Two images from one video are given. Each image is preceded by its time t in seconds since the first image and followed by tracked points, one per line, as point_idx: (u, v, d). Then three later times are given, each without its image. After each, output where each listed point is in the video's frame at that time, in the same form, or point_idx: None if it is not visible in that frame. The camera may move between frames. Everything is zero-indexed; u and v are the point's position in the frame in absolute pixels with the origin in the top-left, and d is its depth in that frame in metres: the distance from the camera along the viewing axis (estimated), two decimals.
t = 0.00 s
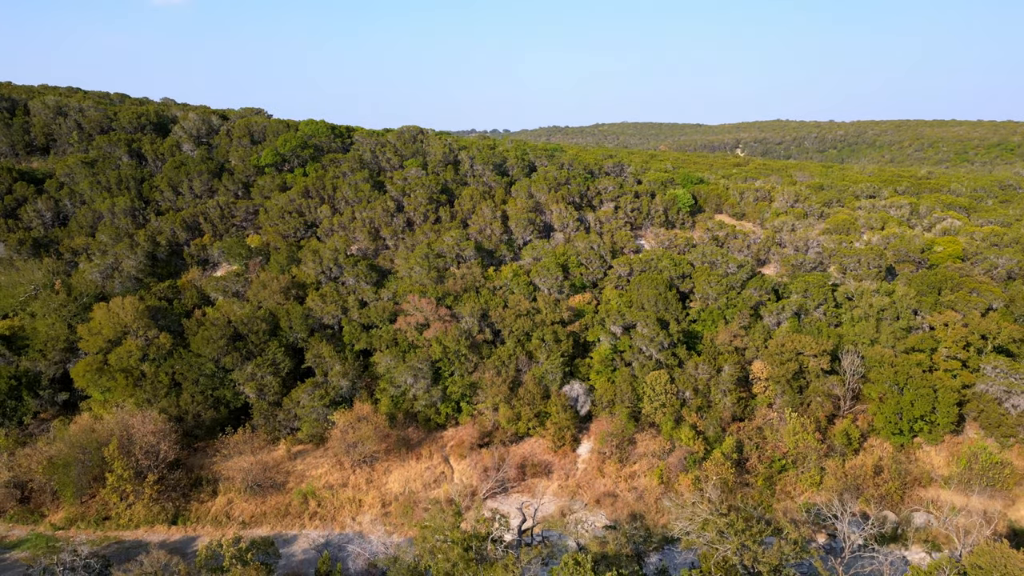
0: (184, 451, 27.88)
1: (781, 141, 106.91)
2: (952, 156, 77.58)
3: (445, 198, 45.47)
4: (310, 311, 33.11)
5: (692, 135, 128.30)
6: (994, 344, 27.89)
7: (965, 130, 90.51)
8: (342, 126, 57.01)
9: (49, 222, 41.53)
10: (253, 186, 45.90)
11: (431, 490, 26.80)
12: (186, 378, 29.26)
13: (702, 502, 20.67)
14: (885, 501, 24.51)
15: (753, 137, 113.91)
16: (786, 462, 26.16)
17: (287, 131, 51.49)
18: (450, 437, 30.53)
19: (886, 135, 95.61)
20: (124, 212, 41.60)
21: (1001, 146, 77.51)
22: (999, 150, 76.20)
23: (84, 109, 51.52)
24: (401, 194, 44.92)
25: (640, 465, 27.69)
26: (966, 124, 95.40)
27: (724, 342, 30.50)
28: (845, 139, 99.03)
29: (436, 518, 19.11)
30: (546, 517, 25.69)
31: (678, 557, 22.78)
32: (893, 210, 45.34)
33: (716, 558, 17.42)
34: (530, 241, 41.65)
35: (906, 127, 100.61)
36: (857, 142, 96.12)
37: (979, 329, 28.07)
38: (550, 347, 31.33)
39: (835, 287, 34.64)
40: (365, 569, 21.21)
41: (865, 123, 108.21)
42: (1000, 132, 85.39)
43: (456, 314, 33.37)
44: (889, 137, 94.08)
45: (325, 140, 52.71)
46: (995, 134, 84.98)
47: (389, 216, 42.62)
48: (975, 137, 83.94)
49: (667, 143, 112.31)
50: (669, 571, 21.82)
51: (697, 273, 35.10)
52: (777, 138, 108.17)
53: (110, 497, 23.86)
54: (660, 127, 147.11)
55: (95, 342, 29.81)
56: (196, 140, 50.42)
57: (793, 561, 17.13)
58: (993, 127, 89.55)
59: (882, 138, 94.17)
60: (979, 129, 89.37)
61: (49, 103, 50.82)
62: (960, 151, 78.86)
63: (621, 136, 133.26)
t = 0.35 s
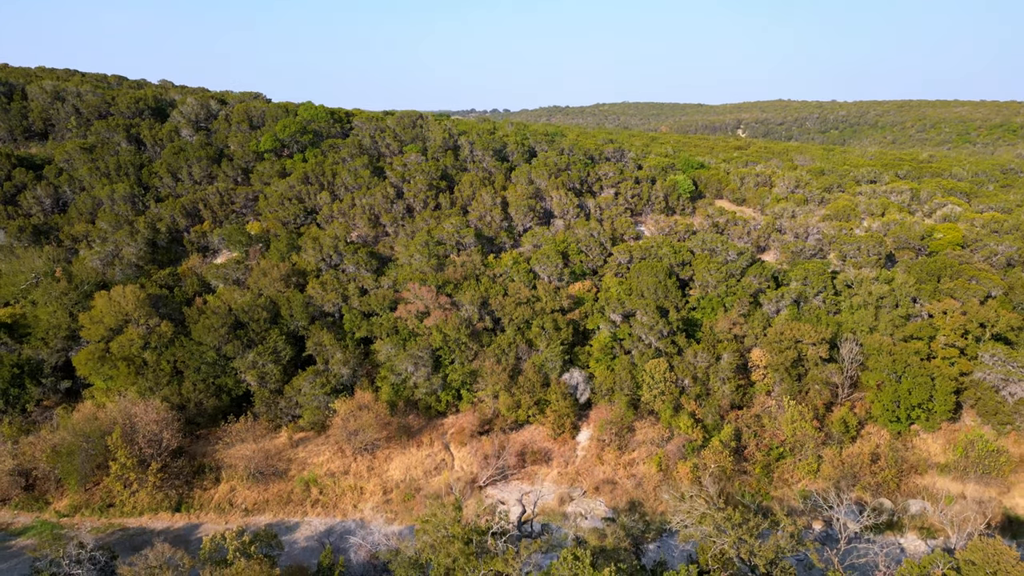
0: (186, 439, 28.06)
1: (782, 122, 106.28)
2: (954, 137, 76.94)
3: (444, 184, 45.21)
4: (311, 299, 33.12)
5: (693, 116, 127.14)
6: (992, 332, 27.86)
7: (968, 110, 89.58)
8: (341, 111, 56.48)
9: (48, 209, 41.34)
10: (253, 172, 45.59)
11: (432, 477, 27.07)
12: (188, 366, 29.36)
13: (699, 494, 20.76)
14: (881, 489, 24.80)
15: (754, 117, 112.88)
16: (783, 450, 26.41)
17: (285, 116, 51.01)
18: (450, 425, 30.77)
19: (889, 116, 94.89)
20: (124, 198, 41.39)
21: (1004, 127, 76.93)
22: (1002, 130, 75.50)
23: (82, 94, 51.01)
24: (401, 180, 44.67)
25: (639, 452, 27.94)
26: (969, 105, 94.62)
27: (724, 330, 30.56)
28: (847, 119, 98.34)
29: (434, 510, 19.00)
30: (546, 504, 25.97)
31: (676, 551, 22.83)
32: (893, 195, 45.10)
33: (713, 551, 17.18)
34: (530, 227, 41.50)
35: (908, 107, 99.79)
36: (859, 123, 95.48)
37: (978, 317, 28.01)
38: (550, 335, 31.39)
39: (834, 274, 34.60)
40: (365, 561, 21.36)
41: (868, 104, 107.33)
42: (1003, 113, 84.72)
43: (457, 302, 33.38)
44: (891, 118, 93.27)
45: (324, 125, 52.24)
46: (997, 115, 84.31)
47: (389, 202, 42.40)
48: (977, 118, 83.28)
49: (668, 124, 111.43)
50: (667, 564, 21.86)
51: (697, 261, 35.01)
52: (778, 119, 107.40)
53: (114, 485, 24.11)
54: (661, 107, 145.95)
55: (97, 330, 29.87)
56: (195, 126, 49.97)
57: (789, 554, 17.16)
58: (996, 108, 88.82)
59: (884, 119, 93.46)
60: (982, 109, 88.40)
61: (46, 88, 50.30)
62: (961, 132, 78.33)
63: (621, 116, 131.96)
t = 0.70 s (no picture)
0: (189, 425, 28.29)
1: (784, 100, 105.39)
2: (957, 116, 76.23)
3: (444, 169, 44.90)
4: (311, 286, 33.13)
5: (694, 94, 125.67)
6: (989, 319, 27.80)
7: (971, 89, 88.58)
8: (340, 94, 55.86)
9: (48, 194, 41.10)
10: (252, 156, 45.22)
11: (433, 464, 27.44)
12: (189, 353, 29.48)
13: (697, 486, 20.96)
14: (878, 475, 25.14)
15: (756, 96, 111.60)
16: (781, 437, 26.67)
17: (284, 100, 50.45)
18: (450, 411, 31.01)
19: (892, 94, 93.91)
20: (123, 183, 41.14)
21: (1008, 105, 76.18)
22: (1005, 110, 74.73)
23: (79, 77, 50.41)
24: (401, 165, 44.34)
25: (638, 438, 28.20)
26: (972, 83, 93.64)
27: (723, 316, 30.60)
28: (850, 98, 97.41)
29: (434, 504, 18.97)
30: (546, 490, 26.29)
31: (672, 543, 22.89)
32: (895, 178, 44.79)
33: (709, 544, 17.20)
34: (530, 213, 41.30)
35: (912, 85, 98.73)
36: (862, 101, 94.59)
37: (976, 303, 27.92)
38: (550, 322, 31.42)
39: (833, 261, 34.53)
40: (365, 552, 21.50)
41: (871, 83, 106.13)
42: (1007, 91, 83.77)
43: (457, 289, 33.36)
44: (894, 96, 92.28)
45: (322, 108, 51.67)
46: (1001, 94, 83.39)
47: (389, 187, 42.14)
48: (981, 97, 82.42)
49: (669, 103, 110.29)
50: (664, 556, 21.92)
51: (697, 247, 34.91)
52: (780, 98, 106.39)
53: (118, 472, 24.39)
54: (662, 86, 144.41)
55: (99, 317, 29.91)
56: (193, 109, 49.45)
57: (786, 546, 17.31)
58: (1000, 86, 87.86)
59: (887, 97, 92.58)
60: (985, 88, 87.38)
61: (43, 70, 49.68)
62: (964, 111, 77.62)
63: (622, 95, 130.39)
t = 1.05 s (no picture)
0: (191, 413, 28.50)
1: (786, 81, 104.41)
2: (959, 97, 75.58)
3: (444, 155, 44.62)
4: (312, 274, 33.10)
5: (696, 74, 124.27)
6: (988, 307, 27.79)
7: (974, 69, 87.67)
8: (338, 78, 55.26)
9: (48, 180, 40.88)
10: (251, 142, 44.85)
11: (433, 451, 27.74)
12: (190, 341, 29.57)
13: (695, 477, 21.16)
14: (873, 462, 25.46)
15: (758, 76, 110.45)
16: (778, 424, 26.93)
17: (282, 85, 49.91)
18: (450, 398, 31.24)
19: (895, 74, 92.96)
20: (123, 169, 40.89)
21: (1011, 85, 75.49)
22: (1008, 90, 74.00)
23: (76, 61, 49.84)
24: (401, 151, 44.03)
25: (637, 425, 28.46)
26: (976, 63, 92.60)
27: (722, 304, 30.65)
28: (852, 78, 96.50)
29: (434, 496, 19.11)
30: (545, 478, 26.61)
31: (670, 536, 23.16)
32: (896, 164, 44.52)
33: (706, 537, 17.43)
34: (530, 199, 41.11)
35: (915, 65, 97.65)
36: (864, 82, 93.71)
37: (975, 291, 27.87)
38: (550, 310, 31.46)
39: (833, 248, 34.48)
40: (369, 544, 21.56)
41: (874, 63, 104.88)
42: (1011, 72, 82.85)
43: (457, 277, 33.34)
44: (897, 77, 91.32)
45: (321, 93, 51.15)
46: (1005, 74, 82.51)
47: (388, 174, 41.89)
48: (984, 78, 81.58)
49: (671, 83, 109.24)
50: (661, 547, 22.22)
51: (697, 235, 34.84)
52: (782, 78, 105.37)
53: (122, 460, 24.68)
54: (663, 66, 142.78)
55: (100, 306, 29.95)
56: (192, 95, 48.98)
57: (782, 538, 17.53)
58: (1004, 67, 86.91)
59: (891, 77, 91.66)
60: (988, 68, 86.50)
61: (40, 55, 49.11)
62: (967, 92, 76.89)
63: (624, 74, 128.94)
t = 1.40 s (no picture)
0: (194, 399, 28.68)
1: (789, 58, 103.14)
2: (963, 76, 74.79)
3: (444, 139, 44.28)
4: (312, 261, 33.07)
5: (698, 52, 122.61)
6: (985, 294, 27.84)
7: (978, 47, 86.56)
8: (337, 60, 54.54)
9: (47, 165, 40.59)
10: (250, 127, 44.41)
11: (434, 438, 28.04)
12: (192, 328, 29.64)
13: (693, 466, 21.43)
14: (869, 449, 25.81)
15: (761, 53, 109.07)
16: (776, 411, 27.20)
17: (281, 68, 49.28)
18: (450, 383, 31.47)
19: (898, 52, 91.79)
20: (122, 154, 40.57)
21: (1015, 63, 74.67)
22: (1012, 68, 73.16)
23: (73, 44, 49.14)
24: (400, 136, 43.68)
25: (636, 410, 28.74)
26: (980, 41, 91.43)
27: (721, 291, 30.69)
28: (855, 56, 95.34)
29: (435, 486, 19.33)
30: (545, 463, 26.96)
31: (667, 525, 23.32)
32: (897, 147, 44.22)
33: (702, 528, 17.70)
34: (530, 184, 40.89)
35: (918, 43, 96.39)
36: (868, 60, 92.60)
37: (973, 278, 27.87)
38: (550, 297, 31.48)
39: (833, 234, 34.41)
40: (370, 534, 21.71)
41: (877, 40, 103.51)
42: (1015, 49, 81.82)
43: (457, 264, 33.31)
44: (901, 54, 90.18)
45: (320, 76, 50.52)
46: (1009, 52, 81.51)
47: (388, 159, 41.60)
48: (989, 56, 80.58)
49: (672, 61, 107.85)
50: (659, 532, 22.68)
51: (697, 220, 34.76)
52: (785, 56, 104.08)
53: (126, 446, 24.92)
54: (665, 43, 140.78)
55: (101, 293, 29.96)
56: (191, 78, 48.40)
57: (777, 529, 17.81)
58: (1008, 44, 85.82)
59: (894, 55, 90.55)
60: (992, 46, 85.42)
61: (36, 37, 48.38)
62: (970, 70, 76.07)
63: (625, 52, 127.22)
